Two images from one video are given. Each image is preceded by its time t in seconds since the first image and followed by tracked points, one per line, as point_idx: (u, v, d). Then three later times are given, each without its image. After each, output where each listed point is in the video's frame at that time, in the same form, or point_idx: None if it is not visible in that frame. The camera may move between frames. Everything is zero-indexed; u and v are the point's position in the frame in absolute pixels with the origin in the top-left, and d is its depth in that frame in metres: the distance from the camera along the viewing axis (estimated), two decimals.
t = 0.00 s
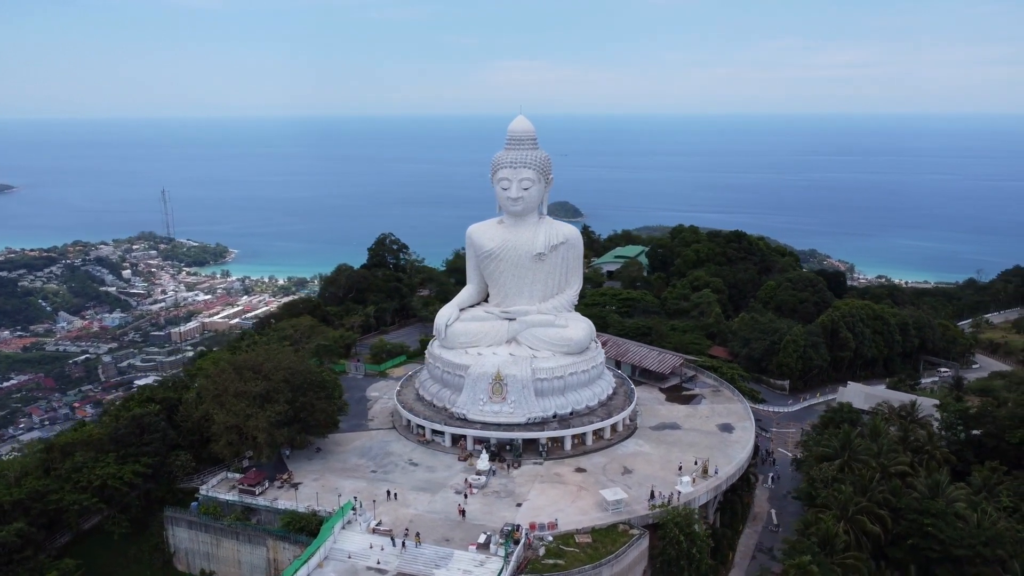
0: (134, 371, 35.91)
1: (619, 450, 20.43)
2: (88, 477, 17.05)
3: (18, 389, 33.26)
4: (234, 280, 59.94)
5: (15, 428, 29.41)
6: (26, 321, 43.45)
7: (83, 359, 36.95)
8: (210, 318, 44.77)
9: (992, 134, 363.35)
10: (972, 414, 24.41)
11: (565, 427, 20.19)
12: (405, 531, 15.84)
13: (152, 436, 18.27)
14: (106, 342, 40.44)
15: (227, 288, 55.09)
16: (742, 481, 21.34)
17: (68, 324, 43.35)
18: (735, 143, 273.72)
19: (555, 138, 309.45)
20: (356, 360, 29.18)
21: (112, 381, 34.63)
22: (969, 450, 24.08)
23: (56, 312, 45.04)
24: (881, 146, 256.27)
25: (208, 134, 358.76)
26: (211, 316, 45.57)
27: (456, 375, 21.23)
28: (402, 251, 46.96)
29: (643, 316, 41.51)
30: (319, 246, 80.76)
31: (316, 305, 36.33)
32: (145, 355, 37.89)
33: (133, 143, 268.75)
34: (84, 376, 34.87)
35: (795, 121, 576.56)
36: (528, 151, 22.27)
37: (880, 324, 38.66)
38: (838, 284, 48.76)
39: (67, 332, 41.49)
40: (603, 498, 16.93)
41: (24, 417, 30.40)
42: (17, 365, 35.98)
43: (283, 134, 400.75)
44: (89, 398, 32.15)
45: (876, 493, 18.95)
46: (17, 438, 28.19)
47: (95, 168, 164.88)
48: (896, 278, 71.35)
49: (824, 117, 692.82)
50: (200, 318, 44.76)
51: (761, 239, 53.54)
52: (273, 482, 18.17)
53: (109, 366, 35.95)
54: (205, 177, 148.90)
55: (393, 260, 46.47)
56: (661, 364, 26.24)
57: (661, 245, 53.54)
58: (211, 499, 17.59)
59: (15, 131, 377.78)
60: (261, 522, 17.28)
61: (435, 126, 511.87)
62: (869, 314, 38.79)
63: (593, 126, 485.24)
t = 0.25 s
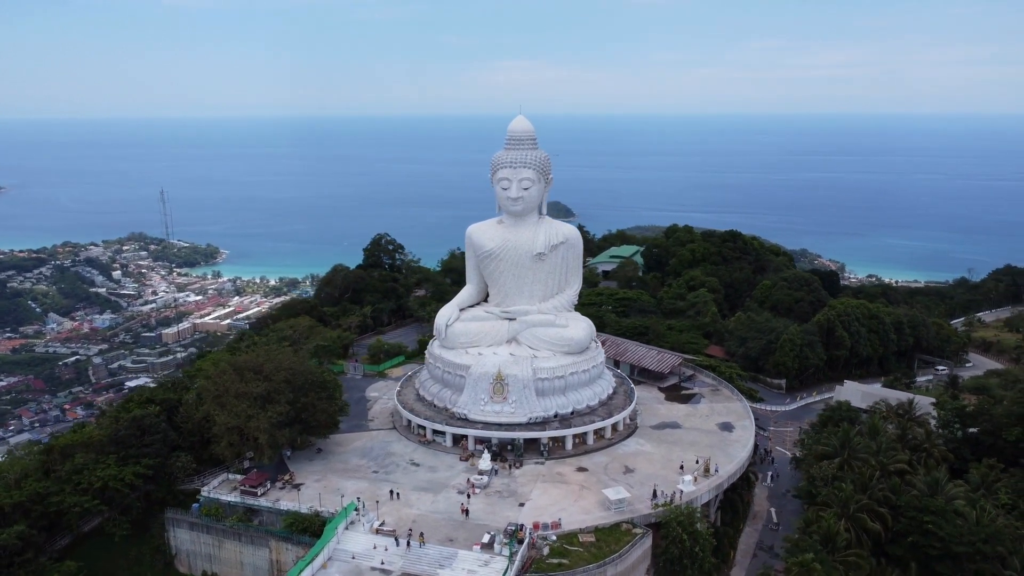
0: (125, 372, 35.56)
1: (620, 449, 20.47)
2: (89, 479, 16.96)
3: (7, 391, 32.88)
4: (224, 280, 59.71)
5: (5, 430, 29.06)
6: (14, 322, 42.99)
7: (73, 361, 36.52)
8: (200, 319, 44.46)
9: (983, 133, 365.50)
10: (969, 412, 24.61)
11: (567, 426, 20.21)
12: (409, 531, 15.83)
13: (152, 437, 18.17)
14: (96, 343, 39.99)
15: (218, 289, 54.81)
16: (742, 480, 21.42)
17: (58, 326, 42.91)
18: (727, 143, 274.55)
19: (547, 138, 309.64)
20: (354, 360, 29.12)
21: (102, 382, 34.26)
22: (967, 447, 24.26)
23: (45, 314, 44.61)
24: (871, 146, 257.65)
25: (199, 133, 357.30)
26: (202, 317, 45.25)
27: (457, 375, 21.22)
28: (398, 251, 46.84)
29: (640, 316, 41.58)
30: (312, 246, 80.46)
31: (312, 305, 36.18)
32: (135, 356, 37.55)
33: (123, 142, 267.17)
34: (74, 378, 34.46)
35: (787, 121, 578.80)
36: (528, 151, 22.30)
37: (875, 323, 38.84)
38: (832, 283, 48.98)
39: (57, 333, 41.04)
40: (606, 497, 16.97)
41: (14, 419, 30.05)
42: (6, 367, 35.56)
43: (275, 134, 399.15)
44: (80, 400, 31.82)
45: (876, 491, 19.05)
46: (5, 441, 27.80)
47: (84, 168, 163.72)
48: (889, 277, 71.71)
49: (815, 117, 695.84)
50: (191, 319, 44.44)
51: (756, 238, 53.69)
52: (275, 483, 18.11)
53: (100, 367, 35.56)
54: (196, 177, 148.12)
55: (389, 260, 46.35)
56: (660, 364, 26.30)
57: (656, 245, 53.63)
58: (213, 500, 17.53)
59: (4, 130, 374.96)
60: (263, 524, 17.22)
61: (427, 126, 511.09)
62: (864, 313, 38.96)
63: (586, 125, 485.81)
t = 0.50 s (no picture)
0: (115, 373, 35.27)
1: (621, 448, 20.50)
2: (90, 480, 16.85)
3: None
4: (214, 281, 59.41)
5: None
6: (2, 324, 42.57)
7: (62, 362, 36.13)
8: (190, 321, 44.20)
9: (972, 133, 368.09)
10: (966, 410, 24.82)
11: (568, 426, 20.25)
12: (413, 531, 15.84)
13: (153, 439, 18.09)
14: (85, 344, 39.57)
15: (208, 290, 54.48)
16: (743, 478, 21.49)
17: (46, 327, 42.48)
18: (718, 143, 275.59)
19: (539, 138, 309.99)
20: (352, 361, 29.04)
21: (91, 384, 33.90)
22: (963, 445, 24.46)
23: (33, 315, 44.20)
24: (860, 146, 259.15)
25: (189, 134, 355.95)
26: (191, 318, 45.00)
27: (458, 375, 21.20)
28: (393, 252, 46.74)
29: (636, 316, 41.68)
30: (305, 246, 80.23)
31: (309, 305, 36.07)
32: (125, 358, 37.23)
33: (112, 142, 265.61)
34: (63, 379, 34.10)
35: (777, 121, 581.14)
36: (528, 151, 22.33)
37: (869, 321, 39.06)
38: (826, 283, 49.25)
39: (45, 335, 40.61)
40: (609, 496, 17.00)
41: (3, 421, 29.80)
42: None
43: (266, 134, 397.68)
44: (69, 402, 31.51)
45: (876, 488, 19.14)
46: None
47: (73, 168, 162.51)
48: (880, 276, 72.18)
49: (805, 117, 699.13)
50: (180, 320, 44.15)
51: (750, 237, 53.87)
52: (277, 484, 18.06)
53: (89, 369, 35.21)
54: (186, 177, 147.38)
55: (384, 260, 46.24)
56: (659, 363, 26.35)
57: (651, 245, 53.74)
58: (215, 501, 17.46)
59: None
60: (265, 524, 17.15)
61: (418, 126, 510.23)
62: (859, 312, 39.17)
63: (577, 125, 486.42)
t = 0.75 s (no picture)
0: (105, 375, 35.00)
1: (622, 447, 20.54)
2: (91, 482, 16.78)
3: None
4: (205, 282, 59.14)
5: None
6: None
7: (52, 364, 35.74)
8: (181, 322, 43.99)
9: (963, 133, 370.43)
10: (962, 408, 24.99)
11: (569, 425, 20.27)
12: (417, 531, 15.83)
13: (154, 440, 18.03)
14: (75, 346, 39.14)
15: (200, 290, 54.20)
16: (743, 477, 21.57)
17: (36, 329, 42.08)
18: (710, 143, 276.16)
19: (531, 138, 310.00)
20: (350, 361, 28.98)
21: (82, 385, 33.64)
22: (960, 442, 24.64)
23: (23, 317, 43.85)
24: (851, 146, 260.27)
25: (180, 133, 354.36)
26: (182, 319, 44.79)
27: (458, 375, 21.19)
28: (389, 252, 46.66)
29: (632, 315, 41.76)
30: (298, 247, 80.03)
31: (306, 306, 35.95)
32: (116, 359, 37.01)
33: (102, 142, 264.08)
34: (53, 381, 33.79)
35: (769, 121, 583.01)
36: (528, 151, 22.34)
37: (865, 320, 39.25)
38: (820, 282, 49.46)
39: (35, 336, 40.19)
40: (612, 495, 17.04)
41: None
42: None
43: (258, 134, 396.50)
44: (59, 404, 31.30)
45: (876, 486, 19.26)
46: None
47: (62, 168, 161.41)
48: (872, 275, 72.58)
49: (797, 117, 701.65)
50: (171, 321, 43.92)
51: (745, 237, 54.04)
52: (279, 485, 18.02)
53: (80, 370, 34.89)
54: (177, 177, 146.66)
55: (380, 260, 46.18)
56: (658, 362, 26.41)
57: (646, 244, 53.84)
58: (217, 503, 17.41)
59: None
60: (268, 525, 17.11)
61: (411, 126, 509.52)
62: (854, 311, 39.36)
63: (570, 125, 486.80)
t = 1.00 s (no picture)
0: (95, 377, 34.79)
1: (623, 446, 20.59)
2: (91, 485, 16.68)
3: None
4: (195, 283, 58.83)
5: None
6: None
7: (40, 366, 35.40)
8: (170, 323, 43.80)
9: (952, 133, 372.74)
10: (959, 406, 25.17)
11: (570, 425, 20.29)
12: (421, 531, 15.81)
13: (155, 442, 17.95)
14: (64, 347, 38.77)
15: (189, 292, 53.89)
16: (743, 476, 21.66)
17: (24, 330, 41.71)
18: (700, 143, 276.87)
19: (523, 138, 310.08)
20: (349, 362, 28.91)
21: (71, 387, 33.37)
22: (957, 440, 24.81)
23: (11, 318, 43.52)
24: (841, 146, 261.51)
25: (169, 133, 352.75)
26: (172, 320, 44.57)
27: (459, 375, 21.19)
28: (384, 252, 46.58)
29: (628, 315, 41.87)
30: (290, 247, 79.79)
31: (302, 307, 35.82)
32: (105, 361, 36.73)
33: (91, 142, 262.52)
34: (42, 383, 33.53)
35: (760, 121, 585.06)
36: (528, 151, 22.36)
37: (859, 319, 39.46)
38: (814, 281, 49.72)
39: (23, 338, 39.80)
40: (615, 495, 17.08)
41: None
42: None
43: (248, 134, 394.35)
44: (48, 406, 31.13)
45: (876, 484, 19.38)
46: None
47: (51, 168, 160.28)
48: (864, 275, 72.94)
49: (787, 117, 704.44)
50: (161, 322, 43.71)
51: (739, 237, 54.23)
52: (281, 486, 17.97)
53: (69, 372, 34.61)
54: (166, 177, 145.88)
55: (375, 261, 46.12)
56: (657, 362, 26.47)
57: (641, 244, 53.94)
58: (218, 504, 17.33)
59: None
60: (270, 527, 17.04)
61: (402, 126, 508.72)
62: (849, 310, 39.56)
63: (561, 125, 487.19)
